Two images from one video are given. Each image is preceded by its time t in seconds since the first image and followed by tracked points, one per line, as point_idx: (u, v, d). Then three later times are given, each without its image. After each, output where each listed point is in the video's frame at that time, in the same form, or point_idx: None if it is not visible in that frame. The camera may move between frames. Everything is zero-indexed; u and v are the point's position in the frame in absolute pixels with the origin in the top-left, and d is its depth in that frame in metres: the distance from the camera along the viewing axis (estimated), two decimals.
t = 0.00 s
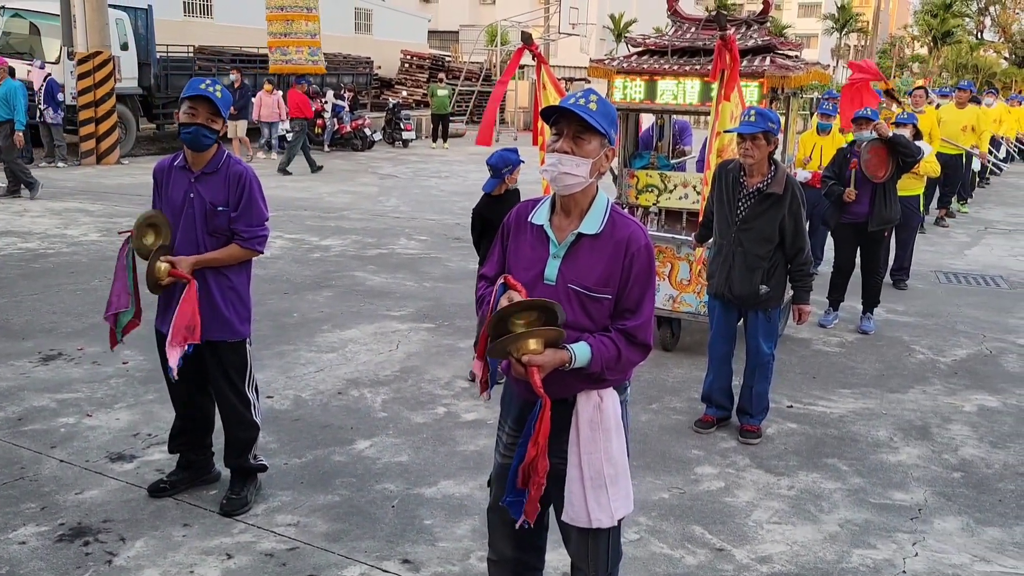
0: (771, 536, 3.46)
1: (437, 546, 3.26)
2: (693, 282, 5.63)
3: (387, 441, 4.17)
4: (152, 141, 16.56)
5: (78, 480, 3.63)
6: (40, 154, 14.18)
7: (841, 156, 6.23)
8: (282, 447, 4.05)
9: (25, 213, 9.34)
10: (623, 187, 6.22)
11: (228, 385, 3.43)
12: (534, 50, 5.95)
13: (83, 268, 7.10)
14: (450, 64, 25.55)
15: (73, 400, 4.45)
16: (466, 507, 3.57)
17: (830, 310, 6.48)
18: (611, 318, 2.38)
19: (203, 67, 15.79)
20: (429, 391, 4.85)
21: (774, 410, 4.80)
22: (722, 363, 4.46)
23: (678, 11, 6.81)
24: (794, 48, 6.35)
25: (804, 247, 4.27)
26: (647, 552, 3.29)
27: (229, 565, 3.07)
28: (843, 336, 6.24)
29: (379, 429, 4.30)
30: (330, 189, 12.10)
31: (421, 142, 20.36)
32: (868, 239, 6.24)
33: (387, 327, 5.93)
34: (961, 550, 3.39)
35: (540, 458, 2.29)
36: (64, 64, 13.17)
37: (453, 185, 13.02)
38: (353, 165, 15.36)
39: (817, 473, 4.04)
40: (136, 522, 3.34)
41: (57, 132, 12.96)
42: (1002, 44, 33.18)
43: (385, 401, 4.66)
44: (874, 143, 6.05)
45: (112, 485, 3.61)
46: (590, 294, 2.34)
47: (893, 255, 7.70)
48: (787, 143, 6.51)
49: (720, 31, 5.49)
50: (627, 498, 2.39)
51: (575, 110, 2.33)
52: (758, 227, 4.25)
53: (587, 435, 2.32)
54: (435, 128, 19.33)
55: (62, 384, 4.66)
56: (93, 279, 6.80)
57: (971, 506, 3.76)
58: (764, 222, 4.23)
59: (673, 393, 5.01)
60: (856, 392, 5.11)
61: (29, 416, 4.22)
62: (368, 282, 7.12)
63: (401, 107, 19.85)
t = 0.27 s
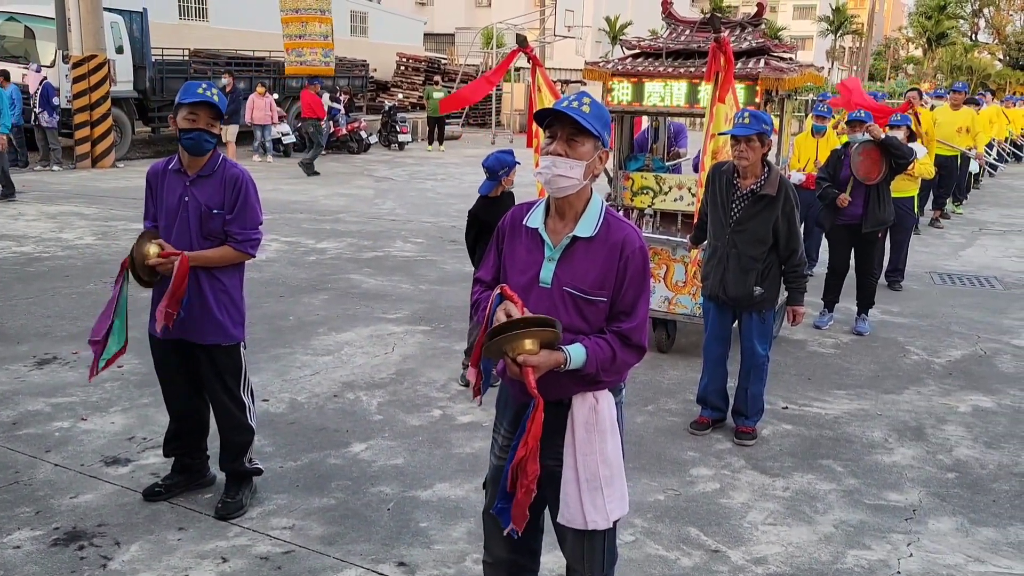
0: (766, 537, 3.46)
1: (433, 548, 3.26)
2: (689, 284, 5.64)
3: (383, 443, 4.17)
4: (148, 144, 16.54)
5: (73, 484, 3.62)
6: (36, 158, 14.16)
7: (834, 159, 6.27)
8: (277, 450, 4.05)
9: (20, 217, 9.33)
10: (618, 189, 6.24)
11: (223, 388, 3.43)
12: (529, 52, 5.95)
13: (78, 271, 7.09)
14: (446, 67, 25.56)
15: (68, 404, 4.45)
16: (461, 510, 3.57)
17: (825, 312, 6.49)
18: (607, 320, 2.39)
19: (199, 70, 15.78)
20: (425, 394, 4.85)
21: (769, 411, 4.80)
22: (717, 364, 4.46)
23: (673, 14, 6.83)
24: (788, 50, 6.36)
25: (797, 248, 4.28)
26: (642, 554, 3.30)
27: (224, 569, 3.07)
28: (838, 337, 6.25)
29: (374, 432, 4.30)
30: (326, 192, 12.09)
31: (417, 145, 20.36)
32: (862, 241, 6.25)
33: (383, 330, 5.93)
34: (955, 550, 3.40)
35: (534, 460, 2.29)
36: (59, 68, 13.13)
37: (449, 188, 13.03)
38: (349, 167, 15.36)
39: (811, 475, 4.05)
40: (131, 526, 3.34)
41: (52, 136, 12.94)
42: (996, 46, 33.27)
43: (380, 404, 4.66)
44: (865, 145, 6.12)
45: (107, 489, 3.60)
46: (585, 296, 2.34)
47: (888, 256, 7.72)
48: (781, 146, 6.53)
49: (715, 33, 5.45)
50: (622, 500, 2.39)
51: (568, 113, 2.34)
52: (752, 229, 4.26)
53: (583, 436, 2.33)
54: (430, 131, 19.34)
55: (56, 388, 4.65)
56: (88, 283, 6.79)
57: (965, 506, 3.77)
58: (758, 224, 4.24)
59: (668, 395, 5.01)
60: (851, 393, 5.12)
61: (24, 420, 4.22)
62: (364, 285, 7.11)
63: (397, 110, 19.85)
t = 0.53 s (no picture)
0: (763, 538, 3.47)
1: (429, 550, 3.26)
2: (685, 285, 5.65)
3: (379, 445, 4.17)
4: (143, 146, 16.51)
5: (68, 487, 3.62)
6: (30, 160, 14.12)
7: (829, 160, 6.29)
8: (273, 452, 4.05)
9: (15, 220, 9.31)
10: (613, 191, 6.21)
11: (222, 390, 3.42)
12: (524, 54, 5.95)
13: (73, 274, 7.08)
14: (441, 69, 25.57)
15: (63, 407, 4.44)
16: (457, 511, 3.57)
17: (821, 312, 6.51)
18: (603, 322, 2.39)
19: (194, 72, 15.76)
20: (422, 396, 4.85)
21: (765, 412, 4.81)
22: (714, 366, 4.46)
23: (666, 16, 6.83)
24: (782, 52, 6.38)
25: (793, 250, 4.29)
26: (639, 555, 3.30)
27: (220, 571, 3.07)
28: (834, 338, 6.26)
29: (370, 434, 4.29)
30: (321, 194, 12.08)
31: (413, 146, 20.36)
32: (857, 241, 6.27)
33: (379, 332, 5.93)
34: (951, 550, 3.40)
35: (531, 461, 2.29)
36: (54, 70, 13.11)
37: (445, 190, 13.02)
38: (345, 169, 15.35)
39: (807, 475, 4.06)
40: (126, 529, 3.33)
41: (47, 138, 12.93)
42: (990, 47, 33.36)
43: (377, 406, 4.66)
44: (858, 146, 6.18)
45: (103, 492, 3.60)
46: (581, 298, 2.34)
47: (883, 257, 7.74)
48: (776, 147, 6.55)
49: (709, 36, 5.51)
50: (619, 501, 2.39)
51: (563, 115, 2.34)
52: (748, 230, 4.27)
53: (580, 438, 2.33)
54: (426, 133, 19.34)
55: (51, 391, 4.64)
56: (83, 285, 6.77)
57: (960, 506, 3.78)
58: (753, 225, 4.25)
59: (665, 396, 5.02)
60: (847, 394, 5.13)
61: (19, 423, 4.21)
62: (360, 287, 7.11)
63: (393, 112, 19.85)
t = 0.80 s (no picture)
0: (761, 539, 3.47)
1: (428, 551, 3.26)
2: (683, 286, 5.65)
3: (378, 447, 4.16)
4: (141, 147, 16.49)
5: (66, 489, 3.61)
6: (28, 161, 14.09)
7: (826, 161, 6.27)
8: (272, 453, 4.04)
9: (12, 221, 9.30)
10: (612, 192, 6.23)
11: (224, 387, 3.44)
12: (523, 56, 5.94)
13: (71, 275, 7.07)
14: (439, 70, 25.58)
15: (61, 408, 4.43)
16: (456, 512, 3.57)
17: (819, 314, 6.52)
18: (603, 322, 2.39)
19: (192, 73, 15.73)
20: (420, 397, 4.85)
21: (764, 413, 4.81)
22: (712, 367, 4.46)
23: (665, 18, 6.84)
24: (780, 53, 6.39)
25: (792, 251, 4.29)
26: (638, 556, 3.30)
27: (218, 573, 3.07)
28: (832, 339, 6.27)
29: (369, 435, 4.29)
30: (319, 195, 12.06)
31: (411, 148, 20.36)
32: (854, 242, 6.28)
33: (377, 333, 5.93)
34: (950, 551, 3.41)
35: (531, 463, 2.29)
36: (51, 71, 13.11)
37: (443, 191, 13.03)
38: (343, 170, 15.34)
39: (806, 476, 4.06)
40: (125, 531, 3.33)
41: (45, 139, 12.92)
42: (987, 48, 33.42)
43: (375, 407, 4.65)
44: (853, 150, 6.09)
45: (101, 494, 3.59)
46: (580, 299, 2.34)
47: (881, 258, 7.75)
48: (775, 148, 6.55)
49: (707, 37, 5.55)
50: (619, 502, 2.39)
51: (561, 117, 2.35)
52: (747, 232, 4.27)
53: (579, 438, 2.33)
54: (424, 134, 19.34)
55: (49, 392, 4.63)
56: (81, 286, 6.77)
57: (959, 507, 3.78)
58: (752, 227, 4.26)
59: (663, 397, 5.02)
60: (845, 395, 5.14)
61: (17, 425, 4.20)
62: (358, 288, 7.11)
63: (390, 113, 19.85)
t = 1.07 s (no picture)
0: (759, 540, 3.47)
1: (426, 552, 3.26)
2: (681, 287, 5.66)
3: (376, 448, 4.16)
4: (139, 148, 16.48)
5: (64, 489, 3.61)
6: (25, 162, 14.07)
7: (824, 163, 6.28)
8: (270, 454, 4.04)
9: (10, 221, 9.29)
10: (610, 193, 6.24)
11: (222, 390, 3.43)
12: (522, 56, 5.94)
13: (69, 276, 7.06)
14: (437, 71, 25.59)
15: (59, 409, 4.43)
16: (454, 513, 3.57)
17: (817, 315, 6.52)
18: (601, 323, 2.39)
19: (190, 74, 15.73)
20: (418, 398, 4.84)
21: (762, 415, 4.82)
22: (710, 368, 4.47)
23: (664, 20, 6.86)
24: (778, 55, 6.41)
25: (790, 252, 4.30)
26: (636, 558, 3.30)
27: (216, 574, 3.06)
28: (830, 340, 6.27)
29: (367, 436, 4.29)
30: (318, 196, 12.05)
31: (410, 149, 20.36)
32: (852, 244, 6.29)
33: (375, 334, 5.93)
34: (948, 553, 3.41)
35: (530, 465, 2.29)
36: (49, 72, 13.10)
37: (441, 192, 13.03)
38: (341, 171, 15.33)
39: (804, 477, 4.06)
40: (123, 531, 3.32)
41: (42, 139, 12.90)
42: (985, 50, 33.49)
43: (373, 408, 4.65)
44: (852, 153, 6.07)
45: (99, 494, 3.59)
46: (578, 300, 2.35)
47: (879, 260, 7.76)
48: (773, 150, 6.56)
49: (706, 38, 5.55)
50: (617, 503, 2.39)
51: (558, 118, 2.35)
52: (745, 234, 4.27)
53: (578, 440, 2.33)
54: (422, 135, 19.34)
55: (47, 393, 4.63)
56: (78, 287, 6.76)
57: (957, 508, 3.79)
58: (750, 229, 4.26)
59: (661, 399, 5.02)
60: (843, 396, 5.14)
61: (15, 425, 4.19)
62: (356, 289, 7.11)
63: (389, 114, 19.85)
